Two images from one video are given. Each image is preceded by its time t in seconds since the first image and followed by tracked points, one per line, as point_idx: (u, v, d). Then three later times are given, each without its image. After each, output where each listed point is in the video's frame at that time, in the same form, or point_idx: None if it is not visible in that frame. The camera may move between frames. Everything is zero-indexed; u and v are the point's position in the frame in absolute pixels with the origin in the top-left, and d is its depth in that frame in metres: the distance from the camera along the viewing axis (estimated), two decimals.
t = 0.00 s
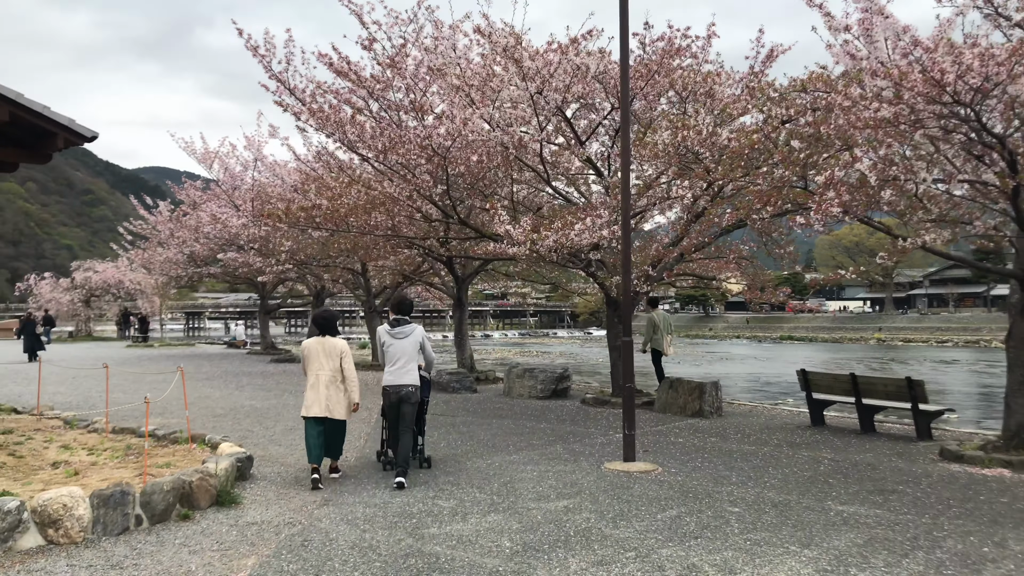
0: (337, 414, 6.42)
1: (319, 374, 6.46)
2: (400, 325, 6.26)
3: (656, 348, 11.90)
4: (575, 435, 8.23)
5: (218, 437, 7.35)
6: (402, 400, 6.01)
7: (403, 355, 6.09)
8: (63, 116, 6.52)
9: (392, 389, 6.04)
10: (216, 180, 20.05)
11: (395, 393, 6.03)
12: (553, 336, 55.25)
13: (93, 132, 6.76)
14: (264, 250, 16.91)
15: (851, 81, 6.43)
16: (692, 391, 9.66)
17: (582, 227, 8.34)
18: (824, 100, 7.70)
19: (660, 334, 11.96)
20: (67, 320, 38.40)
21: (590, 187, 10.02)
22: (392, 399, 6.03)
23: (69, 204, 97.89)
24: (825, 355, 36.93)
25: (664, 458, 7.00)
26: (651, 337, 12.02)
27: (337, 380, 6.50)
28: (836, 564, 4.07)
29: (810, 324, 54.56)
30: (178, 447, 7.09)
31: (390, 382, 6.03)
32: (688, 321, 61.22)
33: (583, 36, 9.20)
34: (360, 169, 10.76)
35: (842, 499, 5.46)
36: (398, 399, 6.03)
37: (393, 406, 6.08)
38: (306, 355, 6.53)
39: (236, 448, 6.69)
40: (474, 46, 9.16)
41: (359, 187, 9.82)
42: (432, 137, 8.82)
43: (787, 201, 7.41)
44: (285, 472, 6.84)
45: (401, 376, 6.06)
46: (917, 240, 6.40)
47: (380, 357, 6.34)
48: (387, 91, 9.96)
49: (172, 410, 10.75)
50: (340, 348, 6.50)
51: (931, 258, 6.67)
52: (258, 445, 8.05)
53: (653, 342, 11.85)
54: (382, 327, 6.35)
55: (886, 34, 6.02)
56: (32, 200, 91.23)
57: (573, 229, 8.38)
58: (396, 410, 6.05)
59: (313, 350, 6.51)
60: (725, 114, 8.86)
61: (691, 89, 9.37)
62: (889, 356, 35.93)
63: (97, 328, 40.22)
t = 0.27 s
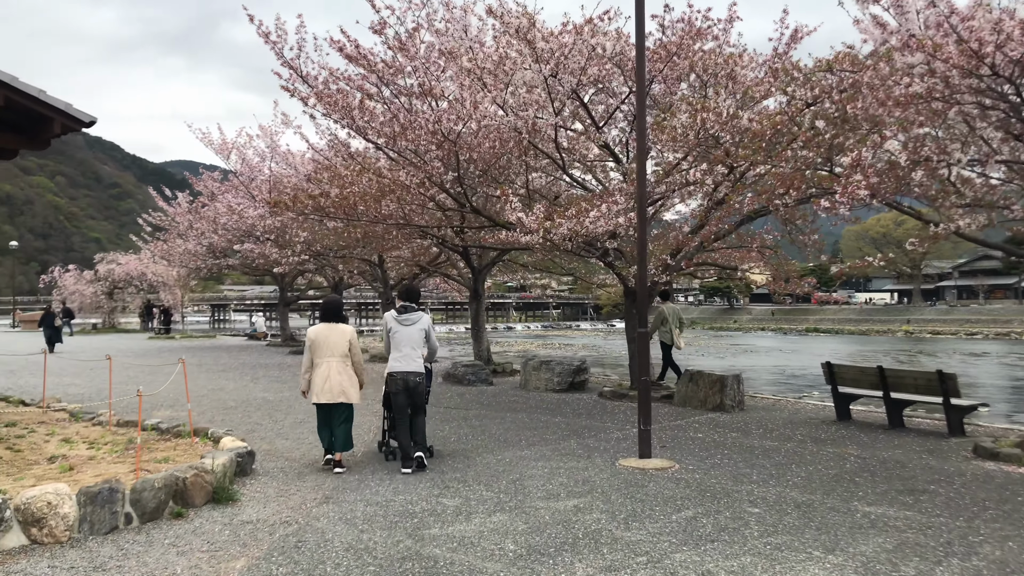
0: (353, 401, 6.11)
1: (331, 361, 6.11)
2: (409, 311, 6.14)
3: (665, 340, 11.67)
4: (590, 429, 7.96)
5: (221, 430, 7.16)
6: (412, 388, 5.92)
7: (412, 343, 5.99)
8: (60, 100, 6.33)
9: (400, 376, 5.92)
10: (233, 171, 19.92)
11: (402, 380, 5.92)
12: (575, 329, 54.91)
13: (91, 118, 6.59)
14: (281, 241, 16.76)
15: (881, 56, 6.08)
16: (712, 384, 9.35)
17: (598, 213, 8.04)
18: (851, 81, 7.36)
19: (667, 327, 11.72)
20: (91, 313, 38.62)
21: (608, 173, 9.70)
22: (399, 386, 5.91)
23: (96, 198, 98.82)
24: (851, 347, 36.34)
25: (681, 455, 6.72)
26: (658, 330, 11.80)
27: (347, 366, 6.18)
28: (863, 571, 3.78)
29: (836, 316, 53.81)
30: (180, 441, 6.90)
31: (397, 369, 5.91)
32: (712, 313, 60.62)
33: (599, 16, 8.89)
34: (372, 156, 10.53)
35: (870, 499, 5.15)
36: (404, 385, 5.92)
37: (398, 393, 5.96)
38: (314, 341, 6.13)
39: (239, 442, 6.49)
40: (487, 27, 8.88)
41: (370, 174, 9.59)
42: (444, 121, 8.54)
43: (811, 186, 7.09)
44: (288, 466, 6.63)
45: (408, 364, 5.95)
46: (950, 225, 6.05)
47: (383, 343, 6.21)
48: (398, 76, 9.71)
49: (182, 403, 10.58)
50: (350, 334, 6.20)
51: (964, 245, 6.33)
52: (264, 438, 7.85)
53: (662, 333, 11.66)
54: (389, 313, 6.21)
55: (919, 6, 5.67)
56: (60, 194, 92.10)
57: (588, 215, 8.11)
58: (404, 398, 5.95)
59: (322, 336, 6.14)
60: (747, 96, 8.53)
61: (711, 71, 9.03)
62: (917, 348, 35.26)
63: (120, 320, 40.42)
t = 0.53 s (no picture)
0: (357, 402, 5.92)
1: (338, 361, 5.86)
2: (416, 310, 5.91)
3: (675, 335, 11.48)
4: (607, 431, 7.66)
5: (225, 432, 6.94)
6: (422, 388, 5.70)
7: (421, 341, 5.77)
8: (57, 91, 6.16)
9: (410, 376, 5.68)
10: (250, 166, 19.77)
11: (412, 380, 5.68)
12: (598, 324, 54.52)
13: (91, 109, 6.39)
14: (298, 236, 16.58)
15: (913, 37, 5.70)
16: (736, 384, 9.02)
17: (616, 206, 7.73)
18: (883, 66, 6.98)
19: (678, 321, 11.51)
20: (115, 308, 38.80)
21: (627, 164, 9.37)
22: (408, 386, 5.66)
23: (123, 193, 99.64)
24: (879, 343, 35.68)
25: (702, 460, 6.40)
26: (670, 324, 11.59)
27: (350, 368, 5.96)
28: None
29: (863, 311, 53.00)
30: (182, 443, 6.70)
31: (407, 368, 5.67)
32: (737, 308, 59.97)
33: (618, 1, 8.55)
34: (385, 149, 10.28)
35: (904, 512, 4.81)
36: (414, 385, 5.68)
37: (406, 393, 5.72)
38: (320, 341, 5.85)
39: (242, 445, 6.27)
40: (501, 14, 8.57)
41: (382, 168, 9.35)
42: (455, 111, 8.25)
43: (840, 178, 6.73)
44: (292, 469, 6.40)
45: (418, 363, 5.72)
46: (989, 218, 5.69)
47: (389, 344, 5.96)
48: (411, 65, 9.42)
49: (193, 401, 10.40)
50: (353, 335, 5.97)
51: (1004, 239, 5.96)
52: (271, 439, 7.64)
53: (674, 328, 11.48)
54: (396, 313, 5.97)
55: None
56: (87, 189, 92.93)
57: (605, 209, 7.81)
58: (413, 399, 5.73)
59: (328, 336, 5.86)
60: (773, 84, 8.17)
61: (735, 57, 8.67)
62: (947, 344, 34.56)
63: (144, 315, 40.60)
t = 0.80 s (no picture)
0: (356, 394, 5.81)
1: (339, 351, 5.79)
2: (425, 301, 5.95)
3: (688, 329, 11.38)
4: (628, 430, 7.36)
5: (232, 428, 6.72)
6: (433, 377, 5.71)
7: (432, 332, 5.80)
8: (55, 76, 5.91)
9: (422, 366, 5.69)
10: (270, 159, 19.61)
11: (422, 370, 5.69)
12: (624, 319, 54.10)
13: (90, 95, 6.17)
14: (317, 230, 16.40)
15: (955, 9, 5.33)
16: (763, 380, 8.69)
17: (636, 194, 7.41)
18: (920, 45, 6.60)
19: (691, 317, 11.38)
20: (141, 303, 38.96)
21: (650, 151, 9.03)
22: (419, 375, 5.68)
23: (151, 190, 100.45)
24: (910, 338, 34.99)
25: (727, 461, 6.08)
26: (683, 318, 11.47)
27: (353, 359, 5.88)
28: None
29: (893, 306, 52.11)
30: (186, 440, 6.48)
31: (418, 359, 5.68)
32: (764, 303, 59.22)
33: None
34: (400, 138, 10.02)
35: (945, 519, 4.46)
36: (425, 375, 5.69)
37: (417, 384, 5.74)
38: (323, 330, 5.80)
39: (246, 443, 6.05)
40: None
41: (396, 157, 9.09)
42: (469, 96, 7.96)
43: (874, 162, 6.38)
44: (298, 468, 6.17)
45: (428, 353, 5.74)
46: None
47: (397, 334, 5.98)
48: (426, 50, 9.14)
49: (207, 397, 10.23)
50: (358, 326, 5.92)
51: None
52: (281, 436, 7.42)
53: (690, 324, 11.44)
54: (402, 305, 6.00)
55: None
56: (115, 186, 93.75)
57: (625, 198, 7.51)
58: (422, 387, 5.76)
59: (332, 325, 5.82)
60: (802, 67, 7.80)
61: (762, 38, 8.31)
62: (980, 339, 33.75)
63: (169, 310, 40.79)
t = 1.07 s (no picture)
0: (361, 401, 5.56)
1: (344, 355, 5.55)
2: (424, 303, 5.73)
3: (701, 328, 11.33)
4: (647, 435, 7.06)
5: (236, 432, 6.51)
6: (435, 381, 5.51)
7: (432, 334, 5.58)
8: (54, 69, 5.75)
9: (422, 370, 5.50)
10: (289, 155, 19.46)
11: (423, 373, 5.50)
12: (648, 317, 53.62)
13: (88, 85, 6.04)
14: (335, 227, 16.23)
15: None
16: (790, 383, 8.35)
17: (656, 189, 7.10)
18: (959, 30, 6.24)
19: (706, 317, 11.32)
20: (166, 300, 39.14)
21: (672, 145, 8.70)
22: (420, 379, 5.50)
23: (177, 188, 101.21)
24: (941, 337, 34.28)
25: (752, 470, 5.77)
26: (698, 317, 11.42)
27: (359, 365, 5.62)
28: None
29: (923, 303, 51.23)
30: (189, 445, 6.28)
31: (419, 361, 5.48)
32: (791, 301, 58.48)
33: None
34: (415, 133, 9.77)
35: (990, 539, 4.13)
36: (426, 377, 5.48)
37: (419, 388, 5.55)
38: (327, 334, 5.61)
39: (249, 449, 5.82)
40: None
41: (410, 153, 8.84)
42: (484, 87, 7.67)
43: (909, 154, 6.03)
44: (302, 475, 5.94)
45: (429, 356, 5.53)
46: None
47: (399, 338, 5.78)
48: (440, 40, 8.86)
49: (220, 398, 10.05)
50: (363, 330, 5.67)
51: None
52: (288, 440, 7.20)
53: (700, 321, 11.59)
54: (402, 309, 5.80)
55: None
56: (142, 184, 94.57)
57: (645, 193, 7.21)
58: (426, 391, 5.57)
59: (335, 329, 5.61)
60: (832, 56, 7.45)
61: (790, 26, 7.95)
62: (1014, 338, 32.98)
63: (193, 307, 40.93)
